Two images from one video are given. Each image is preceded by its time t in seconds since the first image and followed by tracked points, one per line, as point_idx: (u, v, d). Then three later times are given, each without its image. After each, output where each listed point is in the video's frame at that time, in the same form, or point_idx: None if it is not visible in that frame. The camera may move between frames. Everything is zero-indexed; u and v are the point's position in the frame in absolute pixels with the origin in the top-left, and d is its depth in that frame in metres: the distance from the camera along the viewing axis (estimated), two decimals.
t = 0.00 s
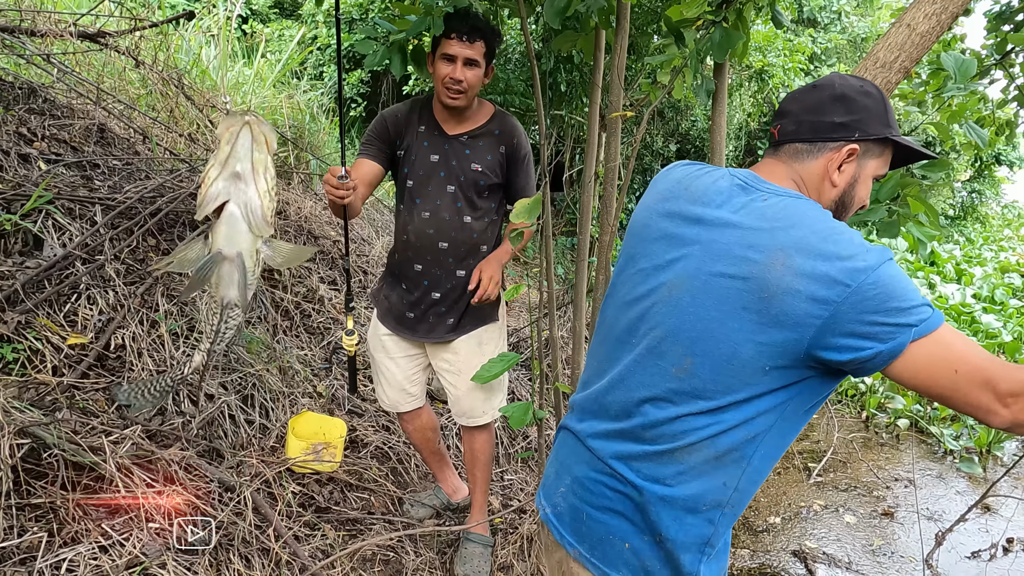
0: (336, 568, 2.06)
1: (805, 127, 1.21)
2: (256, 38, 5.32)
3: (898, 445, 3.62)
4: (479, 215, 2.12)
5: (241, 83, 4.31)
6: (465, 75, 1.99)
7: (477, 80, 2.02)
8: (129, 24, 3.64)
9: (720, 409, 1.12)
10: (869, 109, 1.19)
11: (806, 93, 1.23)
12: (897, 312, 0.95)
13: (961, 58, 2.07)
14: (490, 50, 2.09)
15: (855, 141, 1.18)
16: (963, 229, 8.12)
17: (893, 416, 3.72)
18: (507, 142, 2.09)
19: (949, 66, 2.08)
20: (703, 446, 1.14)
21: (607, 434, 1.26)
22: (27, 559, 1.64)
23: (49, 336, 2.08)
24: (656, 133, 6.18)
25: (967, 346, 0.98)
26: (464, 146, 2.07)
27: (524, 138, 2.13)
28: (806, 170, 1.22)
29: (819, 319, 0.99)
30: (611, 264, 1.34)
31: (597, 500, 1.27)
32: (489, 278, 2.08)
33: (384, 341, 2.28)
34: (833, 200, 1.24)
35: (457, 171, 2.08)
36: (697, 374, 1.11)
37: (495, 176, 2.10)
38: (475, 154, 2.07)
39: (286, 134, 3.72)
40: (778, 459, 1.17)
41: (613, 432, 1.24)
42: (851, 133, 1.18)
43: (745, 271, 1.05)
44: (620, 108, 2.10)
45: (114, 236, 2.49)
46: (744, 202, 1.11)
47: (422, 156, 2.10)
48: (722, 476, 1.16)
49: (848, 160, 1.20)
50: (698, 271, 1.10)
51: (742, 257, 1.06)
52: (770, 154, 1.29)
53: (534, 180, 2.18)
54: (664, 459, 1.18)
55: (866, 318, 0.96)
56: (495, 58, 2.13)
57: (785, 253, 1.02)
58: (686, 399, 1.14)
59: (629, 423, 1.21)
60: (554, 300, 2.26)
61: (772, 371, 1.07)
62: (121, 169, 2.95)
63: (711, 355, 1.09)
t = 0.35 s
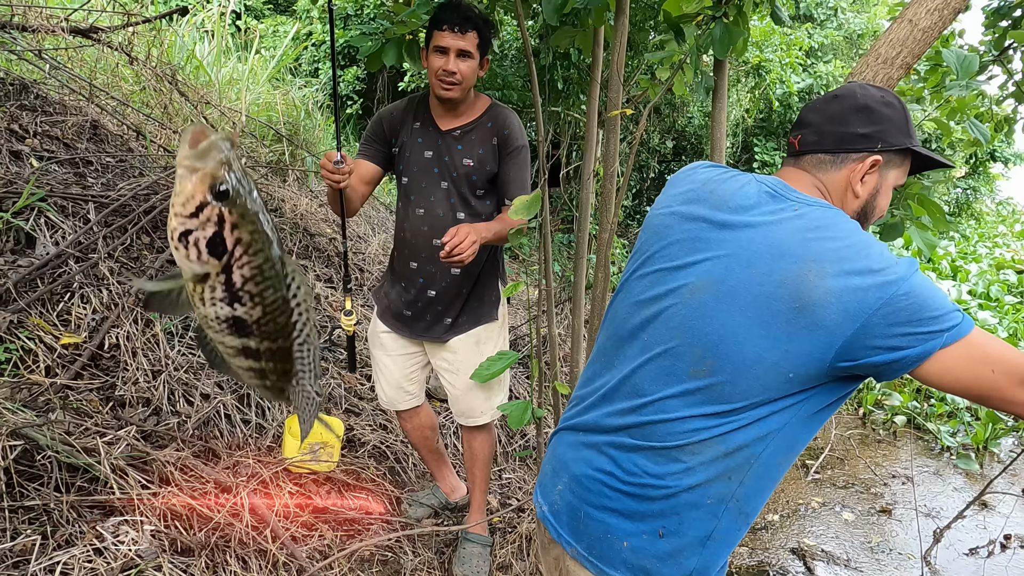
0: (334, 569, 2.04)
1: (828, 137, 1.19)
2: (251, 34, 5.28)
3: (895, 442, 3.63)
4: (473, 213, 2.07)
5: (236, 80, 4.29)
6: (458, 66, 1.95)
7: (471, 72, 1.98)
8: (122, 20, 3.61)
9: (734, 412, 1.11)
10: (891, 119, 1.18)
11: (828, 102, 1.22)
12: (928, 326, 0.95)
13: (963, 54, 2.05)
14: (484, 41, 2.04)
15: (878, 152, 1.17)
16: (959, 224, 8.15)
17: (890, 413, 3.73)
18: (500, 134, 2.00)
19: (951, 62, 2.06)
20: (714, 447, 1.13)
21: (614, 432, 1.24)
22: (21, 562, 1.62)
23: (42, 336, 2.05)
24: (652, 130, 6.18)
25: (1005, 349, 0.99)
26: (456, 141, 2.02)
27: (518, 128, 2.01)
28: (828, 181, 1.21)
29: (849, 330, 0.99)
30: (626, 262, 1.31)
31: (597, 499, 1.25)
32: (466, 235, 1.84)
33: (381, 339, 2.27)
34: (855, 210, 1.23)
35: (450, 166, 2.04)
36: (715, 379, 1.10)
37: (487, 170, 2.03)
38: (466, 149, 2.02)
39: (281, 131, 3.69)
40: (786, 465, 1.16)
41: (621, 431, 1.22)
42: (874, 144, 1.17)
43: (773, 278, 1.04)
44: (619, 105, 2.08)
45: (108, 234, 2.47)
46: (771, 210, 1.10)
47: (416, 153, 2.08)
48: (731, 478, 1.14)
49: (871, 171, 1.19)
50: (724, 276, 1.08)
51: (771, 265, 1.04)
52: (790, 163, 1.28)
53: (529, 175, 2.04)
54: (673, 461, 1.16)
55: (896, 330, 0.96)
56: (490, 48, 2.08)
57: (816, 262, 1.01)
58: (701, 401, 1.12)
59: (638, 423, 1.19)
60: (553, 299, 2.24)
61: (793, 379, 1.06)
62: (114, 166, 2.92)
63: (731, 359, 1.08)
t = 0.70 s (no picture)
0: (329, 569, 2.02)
1: (845, 150, 1.16)
2: (246, 30, 5.25)
3: (891, 439, 3.62)
4: (466, 208, 2.05)
5: (230, 77, 4.26)
6: (450, 60, 1.93)
7: (464, 64, 1.96)
8: (115, 15, 3.58)
9: (742, 414, 1.09)
10: (908, 130, 1.14)
11: (844, 113, 1.18)
12: (945, 338, 0.96)
13: (961, 49, 2.03)
14: (478, 34, 2.01)
15: (895, 164, 1.14)
16: (955, 221, 8.14)
17: (886, 411, 3.73)
18: (494, 127, 1.98)
19: (949, 58, 2.05)
20: (719, 447, 1.11)
21: (615, 433, 1.22)
22: (9, 565, 1.61)
23: (32, 335, 2.03)
24: (649, 127, 6.16)
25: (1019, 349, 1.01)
26: (449, 134, 2.01)
27: (511, 122, 1.98)
28: (844, 195, 1.18)
29: (869, 340, 0.98)
30: (634, 260, 1.28)
31: (596, 498, 1.23)
32: (453, 229, 1.78)
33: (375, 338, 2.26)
34: (873, 222, 1.20)
35: (443, 160, 2.02)
36: (726, 383, 1.08)
37: (480, 165, 2.01)
38: (459, 142, 2.00)
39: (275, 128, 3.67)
40: (787, 469, 1.16)
41: (624, 430, 1.20)
42: (891, 157, 1.13)
43: (793, 286, 1.02)
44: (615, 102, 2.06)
45: (99, 231, 2.45)
46: (791, 218, 1.08)
47: (409, 147, 2.07)
48: (735, 478, 1.14)
49: (888, 183, 1.16)
50: (743, 282, 1.06)
51: (793, 274, 1.03)
52: (806, 174, 1.24)
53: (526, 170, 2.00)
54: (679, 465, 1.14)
55: (913, 340, 0.97)
56: (483, 39, 2.05)
57: (838, 272, 1.00)
58: (711, 403, 1.10)
59: (643, 423, 1.17)
60: (548, 297, 2.23)
61: (806, 386, 1.05)
62: (106, 163, 2.89)
63: (745, 364, 1.06)
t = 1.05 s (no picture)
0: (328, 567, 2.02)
1: (864, 161, 1.13)
2: (245, 27, 5.24)
3: (891, 436, 3.63)
4: (466, 204, 2.04)
5: (229, 74, 4.26)
6: (450, 54, 1.93)
7: (463, 59, 1.96)
8: (113, 12, 3.57)
9: (751, 416, 1.09)
10: (927, 142, 1.12)
11: (863, 123, 1.14)
12: (958, 349, 0.96)
13: (961, 47, 1.99)
14: (477, 29, 2.00)
15: (913, 177, 1.12)
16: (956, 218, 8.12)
17: (886, 408, 3.73)
18: (495, 123, 1.97)
19: (949, 55, 2.01)
20: (726, 447, 1.11)
21: (621, 431, 1.21)
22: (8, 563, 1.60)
23: (30, 333, 2.03)
24: (649, 124, 6.15)
25: None
26: (449, 130, 2.00)
27: (511, 119, 1.97)
28: (862, 208, 1.16)
29: (882, 348, 0.98)
30: (647, 258, 1.26)
31: (599, 495, 1.23)
32: (452, 228, 1.76)
33: (376, 337, 2.26)
34: (889, 234, 1.18)
35: (442, 156, 2.01)
36: (736, 385, 1.08)
37: (480, 161, 2.00)
38: (459, 138, 1.99)
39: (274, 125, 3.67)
40: (792, 472, 1.16)
41: (630, 428, 1.19)
42: (909, 170, 1.11)
43: (810, 293, 1.02)
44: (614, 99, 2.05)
45: (97, 229, 2.45)
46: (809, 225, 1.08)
47: (408, 143, 2.06)
48: (740, 477, 1.13)
49: (905, 197, 1.13)
50: (758, 287, 1.06)
51: (810, 281, 1.02)
52: (822, 184, 1.21)
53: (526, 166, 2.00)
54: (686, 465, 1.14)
55: (926, 349, 0.97)
56: (483, 34, 2.04)
57: (856, 280, 0.99)
58: (719, 404, 1.10)
59: (651, 423, 1.16)
60: (547, 295, 2.22)
61: (817, 392, 1.05)
62: (105, 161, 2.89)
63: (756, 367, 1.05)
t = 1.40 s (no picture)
0: (335, 563, 2.03)
1: (880, 159, 1.13)
2: (249, 24, 5.25)
3: (897, 434, 3.62)
4: (472, 199, 2.04)
5: (235, 72, 4.26)
6: (458, 49, 1.93)
7: (471, 53, 1.96)
8: (119, 10, 3.58)
9: (763, 415, 1.09)
10: (945, 143, 1.11)
11: (880, 122, 1.14)
12: (970, 350, 0.96)
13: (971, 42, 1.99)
14: (484, 22, 2.01)
15: (929, 176, 1.11)
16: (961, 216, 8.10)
17: (892, 405, 3.72)
18: (504, 119, 1.97)
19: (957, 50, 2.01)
20: (739, 446, 1.11)
21: (633, 430, 1.20)
22: (20, 559, 1.60)
23: (39, 331, 2.05)
24: (654, 121, 6.14)
25: None
26: (457, 125, 2.00)
27: (520, 115, 1.97)
28: (876, 206, 1.15)
29: (894, 347, 0.98)
30: (658, 255, 1.26)
31: (612, 494, 1.22)
32: (459, 247, 1.87)
33: (382, 336, 2.26)
34: (902, 233, 1.18)
35: (449, 151, 2.01)
36: (750, 383, 1.07)
37: (488, 157, 2.00)
38: (467, 133, 1.99)
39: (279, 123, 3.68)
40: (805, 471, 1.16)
41: (643, 428, 1.18)
42: (925, 169, 1.11)
43: (823, 292, 1.02)
44: (620, 96, 2.05)
45: (105, 227, 2.47)
46: (821, 224, 1.07)
47: (416, 139, 2.07)
48: (753, 477, 1.13)
49: (920, 196, 1.13)
50: (771, 285, 1.06)
51: (823, 280, 1.02)
52: (836, 181, 1.21)
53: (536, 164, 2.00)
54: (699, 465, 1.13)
55: (939, 349, 0.97)
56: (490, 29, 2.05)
57: (869, 279, 0.99)
58: (732, 403, 1.10)
59: (663, 422, 1.16)
60: (554, 292, 2.22)
61: (828, 390, 1.05)
62: (112, 159, 2.91)
63: (769, 366, 1.05)
